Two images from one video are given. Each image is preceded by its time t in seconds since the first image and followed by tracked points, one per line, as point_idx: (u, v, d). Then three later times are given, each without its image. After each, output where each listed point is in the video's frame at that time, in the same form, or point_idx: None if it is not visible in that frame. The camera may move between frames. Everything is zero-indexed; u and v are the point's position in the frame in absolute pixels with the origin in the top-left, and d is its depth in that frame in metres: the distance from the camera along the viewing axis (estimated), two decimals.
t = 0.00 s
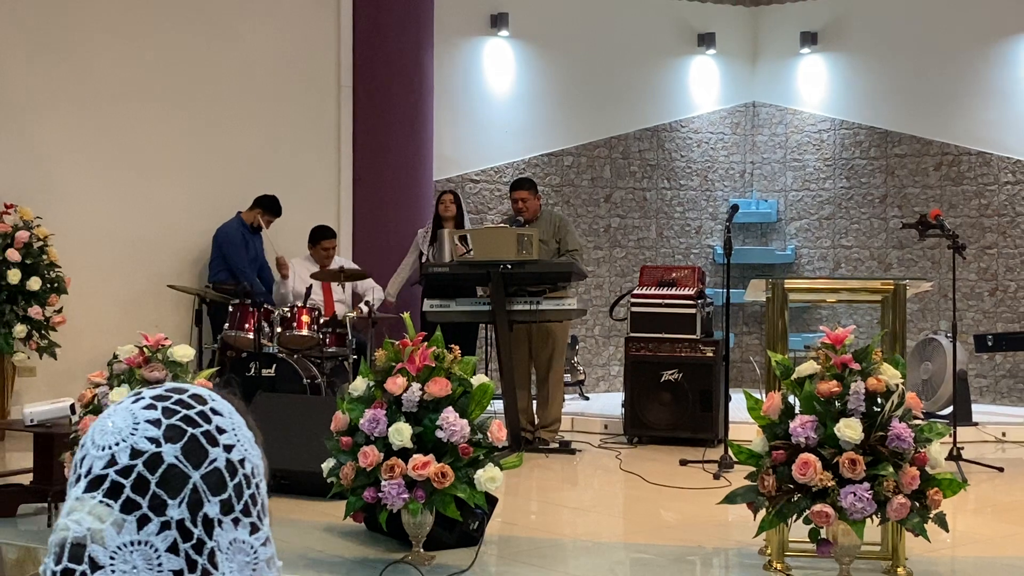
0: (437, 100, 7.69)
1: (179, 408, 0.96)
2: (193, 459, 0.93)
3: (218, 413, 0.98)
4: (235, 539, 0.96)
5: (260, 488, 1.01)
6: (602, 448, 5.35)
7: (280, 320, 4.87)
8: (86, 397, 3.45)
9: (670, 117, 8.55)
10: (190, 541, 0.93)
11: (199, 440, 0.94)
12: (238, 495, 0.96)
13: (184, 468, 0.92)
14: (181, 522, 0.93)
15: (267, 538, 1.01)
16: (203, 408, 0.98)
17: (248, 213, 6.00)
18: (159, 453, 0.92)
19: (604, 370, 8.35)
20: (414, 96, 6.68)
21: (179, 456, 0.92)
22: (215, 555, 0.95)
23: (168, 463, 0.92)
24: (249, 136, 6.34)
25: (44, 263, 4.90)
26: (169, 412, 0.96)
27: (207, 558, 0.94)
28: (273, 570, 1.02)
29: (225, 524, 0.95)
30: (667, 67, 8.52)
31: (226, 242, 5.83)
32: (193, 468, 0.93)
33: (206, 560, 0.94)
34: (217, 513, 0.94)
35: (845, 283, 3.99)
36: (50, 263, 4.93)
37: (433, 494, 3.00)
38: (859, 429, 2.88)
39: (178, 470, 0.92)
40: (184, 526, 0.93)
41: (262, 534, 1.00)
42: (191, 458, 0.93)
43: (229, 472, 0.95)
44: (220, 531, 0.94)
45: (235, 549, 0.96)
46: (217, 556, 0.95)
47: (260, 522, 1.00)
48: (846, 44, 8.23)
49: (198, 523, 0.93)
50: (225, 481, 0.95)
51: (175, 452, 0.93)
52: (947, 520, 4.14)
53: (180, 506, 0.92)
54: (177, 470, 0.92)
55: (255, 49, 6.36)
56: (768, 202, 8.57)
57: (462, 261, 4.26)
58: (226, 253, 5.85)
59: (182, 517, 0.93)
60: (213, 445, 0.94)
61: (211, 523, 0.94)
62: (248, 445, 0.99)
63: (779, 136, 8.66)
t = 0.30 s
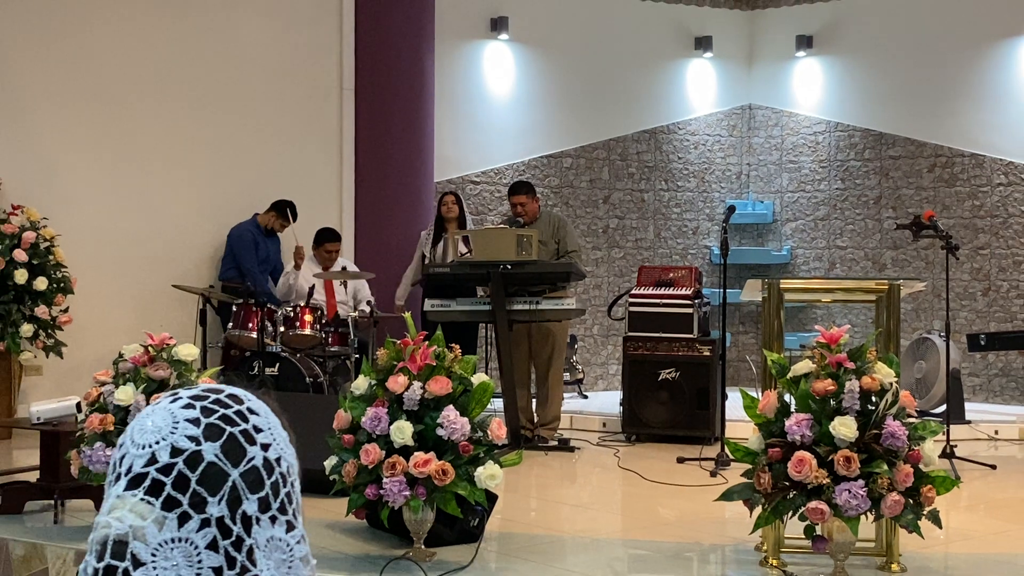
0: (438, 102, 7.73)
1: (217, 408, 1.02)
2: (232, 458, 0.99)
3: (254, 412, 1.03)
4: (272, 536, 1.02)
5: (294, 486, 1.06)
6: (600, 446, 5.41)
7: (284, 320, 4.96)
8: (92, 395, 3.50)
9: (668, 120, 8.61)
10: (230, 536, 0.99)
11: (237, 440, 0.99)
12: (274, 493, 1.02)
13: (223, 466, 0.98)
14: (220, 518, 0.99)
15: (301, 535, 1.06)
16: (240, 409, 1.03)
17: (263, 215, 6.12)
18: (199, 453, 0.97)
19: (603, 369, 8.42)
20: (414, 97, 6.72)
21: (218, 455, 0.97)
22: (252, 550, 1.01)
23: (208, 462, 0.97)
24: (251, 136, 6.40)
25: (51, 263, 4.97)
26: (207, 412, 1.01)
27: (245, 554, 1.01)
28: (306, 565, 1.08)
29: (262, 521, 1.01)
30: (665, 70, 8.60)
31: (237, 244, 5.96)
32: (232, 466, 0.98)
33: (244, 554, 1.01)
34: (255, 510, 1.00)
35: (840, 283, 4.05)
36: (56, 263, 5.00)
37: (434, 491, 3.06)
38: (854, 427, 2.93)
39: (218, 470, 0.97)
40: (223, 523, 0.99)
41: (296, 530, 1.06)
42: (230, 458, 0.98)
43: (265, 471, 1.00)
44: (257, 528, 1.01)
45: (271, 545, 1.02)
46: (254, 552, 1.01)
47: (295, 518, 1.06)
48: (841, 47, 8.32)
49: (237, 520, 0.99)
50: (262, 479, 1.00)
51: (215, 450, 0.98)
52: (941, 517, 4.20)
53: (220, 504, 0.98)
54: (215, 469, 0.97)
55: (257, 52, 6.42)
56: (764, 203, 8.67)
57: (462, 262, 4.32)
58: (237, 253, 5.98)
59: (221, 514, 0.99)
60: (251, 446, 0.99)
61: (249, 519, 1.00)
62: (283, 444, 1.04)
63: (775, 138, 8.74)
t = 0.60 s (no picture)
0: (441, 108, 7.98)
1: (260, 403, 1.10)
2: (276, 448, 1.06)
3: (293, 407, 1.12)
4: (312, 522, 1.11)
5: (330, 478, 1.14)
6: (596, 439, 5.60)
7: (294, 319, 5.16)
8: (111, 390, 3.66)
9: (662, 127, 8.80)
10: (273, 523, 1.08)
11: (280, 431, 1.07)
12: (313, 481, 1.10)
13: (268, 455, 1.05)
14: (265, 505, 1.07)
15: (337, 524, 1.16)
16: (281, 404, 1.11)
17: (279, 220, 6.36)
18: (245, 443, 1.05)
19: (599, 366, 8.62)
20: (418, 104, 6.90)
21: (263, 445, 1.05)
22: (295, 534, 1.10)
23: (253, 451, 1.05)
24: (259, 140, 6.58)
25: (71, 264, 5.30)
26: (252, 407, 1.09)
27: (288, 538, 1.09)
28: (342, 552, 1.17)
29: (303, 508, 1.09)
30: (659, 79, 8.79)
31: (251, 247, 6.21)
32: (276, 456, 1.06)
33: (287, 538, 1.09)
34: (296, 498, 1.09)
35: (825, 283, 4.25)
36: (76, 265, 5.33)
37: (438, 481, 3.26)
38: (839, 421, 3.12)
39: (263, 459, 1.05)
40: (268, 509, 1.07)
41: (332, 517, 1.15)
42: (274, 446, 1.06)
43: (306, 460, 1.09)
44: (297, 513, 1.09)
45: (311, 531, 1.12)
46: (296, 537, 1.09)
47: (330, 507, 1.15)
48: (828, 57, 8.56)
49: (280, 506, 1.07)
50: (302, 468, 1.08)
51: (260, 441, 1.06)
52: (921, 507, 4.39)
53: (264, 491, 1.06)
54: (262, 457, 1.05)
55: (266, 59, 6.61)
56: (753, 207, 8.85)
57: (463, 264, 4.53)
58: (250, 255, 6.22)
59: (266, 501, 1.07)
60: (292, 437, 1.07)
61: (292, 505, 1.08)
62: (320, 437, 1.12)
63: (763, 144, 8.93)
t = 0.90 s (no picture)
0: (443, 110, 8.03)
1: (287, 405, 1.17)
2: (305, 447, 1.13)
3: (317, 408, 1.19)
4: (340, 518, 1.19)
5: (351, 473, 1.22)
6: (596, 438, 5.64)
7: (296, 318, 5.17)
8: (114, 389, 3.68)
9: (660, 128, 8.83)
10: (305, 521, 1.14)
11: (308, 430, 1.15)
12: (339, 478, 1.18)
13: (299, 454, 1.12)
14: (298, 503, 1.13)
15: (359, 517, 1.25)
16: (307, 406, 1.18)
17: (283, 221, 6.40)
18: (277, 444, 1.11)
19: (598, 365, 8.66)
20: (421, 108, 7.01)
21: (294, 444, 1.12)
22: (325, 531, 1.17)
23: (285, 451, 1.11)
24: (262, 141, 6.62)
25: (75, 264, 5.33)
26: (279, 408, 1.16)
27: (319, 535, 1.16)
28: (364, 545, 1.26)
29: (333, 505, 1.17)
30: (658, 81, 8.82)
31: (254, 247, 6.23)
32: (305, 454, 1.13)
33: (318, 535, 1.16)
34: (326, 495, 1.16)
35: (823, 283, 4.27)
36: (80, 265, 5.36)
37: (439, 481, 3.29)
38: (836, 420, 3.16)
39: (295, 458, 1.12)
40: (300, 507, 1.13)
41: (357, 513, 1.23)
42: (303, 446, 1.13)
43: (332, 459, 1.16)
44: (327, 510, 1.16)
45: (340, 527, 1.20)
46: (326, 533, 1.16)
47: (354, 503, 1.23)
48: (827, 59, 8.58)
49: (312, 503, 1.14)
50: (330, 466, 1.16)
51: (290, 440, 1.12)
52: (919, 505, 4.43)
53: (297, 489, 1.12)
54: (293, 455, 1.12)
55: (268, 60, 6.64)
56: (751, 207, 8.87)
57: (464, 264, 4.56)
58: (253, 254, 6.25)
59: (298, 499, 1.13)
60: (320, 435, 1.15)
61: (322, 503, 1.15)
62: (344, 435, 1.20)
63: (762, 146, 8.95)
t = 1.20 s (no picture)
0: (444, 112, 8.07)
1: (290, 405, 1.19)
2: (315, 444, 1.15)
3: (320, 405, 1.21)
4: (358, 507, 1.22)
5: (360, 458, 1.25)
6: (595, 436, 5.68)
7: (298, 318, 5.24)
8: (117, 388, 3.72)
9: (659, 129, 8.86)
10: (324, 516, 1.16)
11: (315, 427, 1.17)
12: (351, 470, 1.20)
13: (309, 452, 1.14)
14: (315, 501, 1.15)
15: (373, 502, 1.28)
16: (310, 405, 1.20)
17: (285, 221, 6.42)
18: (286, 445, 1.13)
19: (598, 364, 8.69)
20: (423, 109, 7.03)
21: (303, 443, 1.14)
22: (344, 523, 1.19)
23: (295, 450, 1.13)
24: (265, 142, 6.66)
25: (78, 265, 5.36)
26: (283, 409, 1.18)
27: (339, 529, 1.19)
28: (381, 531, 1.29)
29: (349, 498, 1.19)
30: (657, 82, 8.85)
31: (257, 247, 6.27)
32: (316, 451, 1.15)
33: (338, 529, 1.19)
34: (341, 489, 1.18)
35: (820, 283, 4.31)
36: (83, 265, 5.39)
37: (439, 479, 3.34)
38: (834, 419, 3.19)
39: (306, 456, 1.14)
40: (318, 505, 1.15)
41: (372, 503, 1.26)
42: (314, 443, 1.15)
43: (342, 451, 1.18)
44: (344, 503, 1.19)
45: (359, 517, 1.22)
46: (347, 525, 1.19)
47: (366, 493, 1.26)
48: (825, 61, 8.60)
49: (329, 499, 1.16)
50: (342, 459, 1.18)
51: (299, 439, 1.14)
52: (916, 504, 4.46)
53: (313, 488, 1.14)
54: (304, 454, 1.14)
55: (270, 61, 6.68)
56: (749, 208, 8.93)
57: (464, 264, 4.58)
58: (256, 255, 6.29)
59: (315, 497, 1.15)
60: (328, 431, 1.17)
61: (338, 497, 1.17)
62: (350, 428, 1.22)
63: (759, 147, 9.00)
